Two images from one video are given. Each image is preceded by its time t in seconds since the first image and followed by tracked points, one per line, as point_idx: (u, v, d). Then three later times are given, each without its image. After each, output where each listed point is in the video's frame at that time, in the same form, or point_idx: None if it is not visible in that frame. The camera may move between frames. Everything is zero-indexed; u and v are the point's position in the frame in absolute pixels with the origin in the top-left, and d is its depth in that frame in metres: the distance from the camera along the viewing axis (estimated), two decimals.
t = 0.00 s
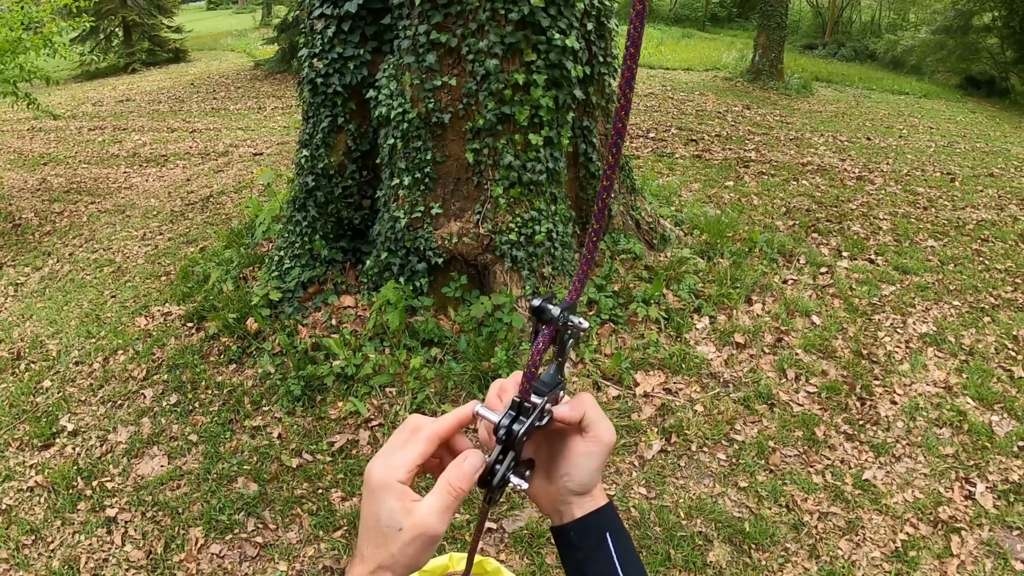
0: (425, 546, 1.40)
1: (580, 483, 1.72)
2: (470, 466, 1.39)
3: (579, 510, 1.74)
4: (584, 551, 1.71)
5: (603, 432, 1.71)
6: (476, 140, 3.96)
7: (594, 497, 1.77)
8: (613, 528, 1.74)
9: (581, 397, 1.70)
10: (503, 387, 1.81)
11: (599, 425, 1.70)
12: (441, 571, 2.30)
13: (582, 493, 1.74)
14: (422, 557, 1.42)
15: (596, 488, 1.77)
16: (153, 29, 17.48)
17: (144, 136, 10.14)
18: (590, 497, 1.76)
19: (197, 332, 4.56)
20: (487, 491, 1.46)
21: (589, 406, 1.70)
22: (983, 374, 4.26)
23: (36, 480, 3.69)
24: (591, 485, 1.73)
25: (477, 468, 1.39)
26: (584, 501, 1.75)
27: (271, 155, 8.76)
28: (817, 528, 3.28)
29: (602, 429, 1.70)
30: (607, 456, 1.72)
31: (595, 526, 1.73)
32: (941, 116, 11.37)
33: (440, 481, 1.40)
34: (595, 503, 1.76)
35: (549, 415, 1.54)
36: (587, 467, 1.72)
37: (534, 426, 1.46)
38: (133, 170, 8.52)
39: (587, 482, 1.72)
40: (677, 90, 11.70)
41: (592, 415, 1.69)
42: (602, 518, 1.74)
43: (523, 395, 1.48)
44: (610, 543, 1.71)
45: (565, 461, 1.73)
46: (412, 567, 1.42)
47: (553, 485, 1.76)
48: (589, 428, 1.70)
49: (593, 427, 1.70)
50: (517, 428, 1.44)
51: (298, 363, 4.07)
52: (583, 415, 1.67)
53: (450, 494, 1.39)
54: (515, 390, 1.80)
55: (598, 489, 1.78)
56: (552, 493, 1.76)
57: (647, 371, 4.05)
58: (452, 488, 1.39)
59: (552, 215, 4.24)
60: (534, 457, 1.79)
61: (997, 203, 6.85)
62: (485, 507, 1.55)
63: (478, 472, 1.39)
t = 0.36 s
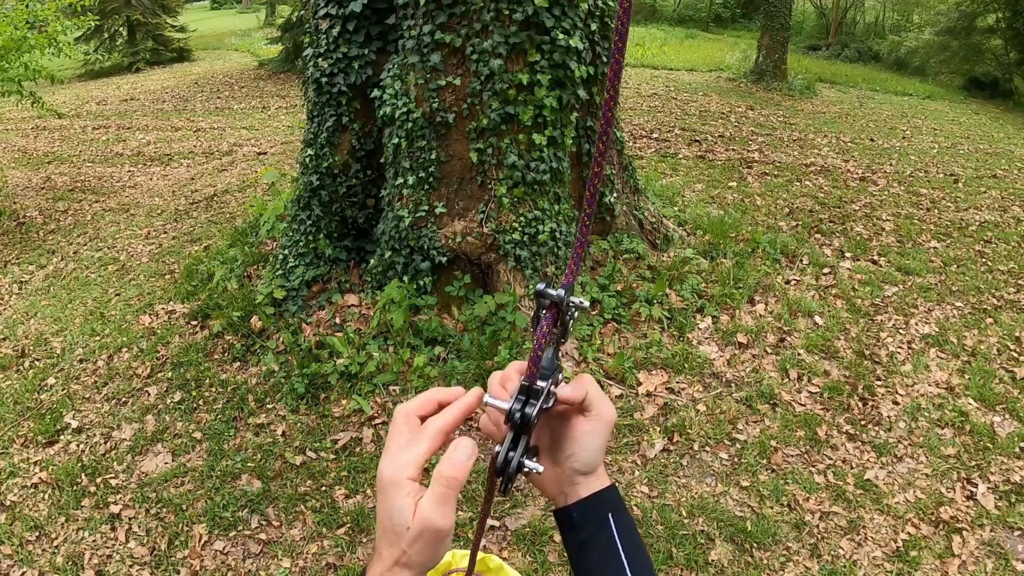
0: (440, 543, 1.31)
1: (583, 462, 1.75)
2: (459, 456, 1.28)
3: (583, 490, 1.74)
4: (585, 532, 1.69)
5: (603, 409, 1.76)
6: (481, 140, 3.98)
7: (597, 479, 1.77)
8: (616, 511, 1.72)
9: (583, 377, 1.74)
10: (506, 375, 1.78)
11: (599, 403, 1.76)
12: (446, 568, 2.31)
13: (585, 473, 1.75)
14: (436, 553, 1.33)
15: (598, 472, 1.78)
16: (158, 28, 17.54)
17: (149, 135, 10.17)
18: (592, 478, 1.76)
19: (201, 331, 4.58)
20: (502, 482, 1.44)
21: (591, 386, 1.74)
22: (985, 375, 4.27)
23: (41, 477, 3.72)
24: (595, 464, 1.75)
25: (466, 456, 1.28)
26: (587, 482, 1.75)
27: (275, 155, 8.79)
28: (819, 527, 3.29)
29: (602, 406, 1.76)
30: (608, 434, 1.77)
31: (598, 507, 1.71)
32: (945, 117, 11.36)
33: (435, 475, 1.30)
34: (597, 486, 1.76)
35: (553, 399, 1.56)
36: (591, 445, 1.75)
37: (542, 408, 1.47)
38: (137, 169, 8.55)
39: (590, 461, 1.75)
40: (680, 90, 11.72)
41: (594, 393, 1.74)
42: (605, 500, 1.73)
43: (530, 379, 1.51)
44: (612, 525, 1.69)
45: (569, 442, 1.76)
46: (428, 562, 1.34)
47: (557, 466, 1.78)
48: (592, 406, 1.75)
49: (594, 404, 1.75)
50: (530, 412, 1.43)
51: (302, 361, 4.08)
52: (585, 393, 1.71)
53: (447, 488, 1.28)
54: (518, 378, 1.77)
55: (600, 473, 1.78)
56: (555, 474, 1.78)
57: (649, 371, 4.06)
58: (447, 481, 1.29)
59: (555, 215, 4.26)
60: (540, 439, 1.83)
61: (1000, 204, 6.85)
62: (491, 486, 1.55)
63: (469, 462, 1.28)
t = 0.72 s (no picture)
0: (433, 547, 1.26)
1: (574, 442, 1.73)
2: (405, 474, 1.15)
3: (577, 470, 1.74)
4: (579, 511, 1.68)
5: (591, 388, 1.73)
6: (485, 138, 3.98)
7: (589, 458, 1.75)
8: (609, 491, 1.71)
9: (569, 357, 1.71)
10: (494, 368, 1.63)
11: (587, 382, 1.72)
12: (449, 566, 2.36)
13: (577, 453, 1.74)
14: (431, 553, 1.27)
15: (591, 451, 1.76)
16: (162, 27, 17.57)
17: (153, 133, 10.19)
18: (585, 457, 1.75)
19: (205, 328, 4.59)
20: (510, 470, 1.46)
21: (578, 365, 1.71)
22: (989, 376, 4.26)
23: (44, 473, 3.73)
24: (587, 444, 1.74)
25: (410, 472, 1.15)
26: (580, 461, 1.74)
27: (280, 153, 8.80)
28: (822, 528, 3.28)
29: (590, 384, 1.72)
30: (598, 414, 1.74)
31: (590, 487, 1.70)
32: (949, 118, 11.34)
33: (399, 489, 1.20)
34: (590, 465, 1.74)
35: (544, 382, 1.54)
36: (584, 425, 1.74)
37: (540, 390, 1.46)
38: (141, 167, 8.57)
39: (581, 441, 1.73)
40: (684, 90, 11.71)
41: (582, 373, 1.70)
42: (598, 480, 1.72)
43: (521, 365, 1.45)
44: (604, 504, 1.68)
45: (560, 422, 1.75)
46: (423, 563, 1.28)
47: (552, 446, 1.77)
48: (582, 385, 1.71)
49: (582, 383, 1.71)
50: (529, 398, 1.41)
51: (306, 359, 4.09)
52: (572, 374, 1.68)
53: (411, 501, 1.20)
54: (506, 368, 1.64)
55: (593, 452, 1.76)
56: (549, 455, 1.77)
57: (653, 370, 4.07)
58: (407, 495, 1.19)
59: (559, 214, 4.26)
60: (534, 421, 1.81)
61: (1005, 205, 6.83)
62: (490, 463, 1.60)
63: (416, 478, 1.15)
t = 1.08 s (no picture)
0: (442, 536, 1.30)
1: (558, 439, 1.75)
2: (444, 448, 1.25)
3: (563, 467, 1.75)
4: (565, 508, 1.70)
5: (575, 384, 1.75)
6: (488, 137, 3.99)
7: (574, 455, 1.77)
8: (594, 486, 1.73)
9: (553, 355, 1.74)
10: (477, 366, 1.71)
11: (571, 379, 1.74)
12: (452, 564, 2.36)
13: (562, 450, 1.76)
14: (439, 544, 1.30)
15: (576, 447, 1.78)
16: (166, 26, 17.60)
17: (157, 131, 10.21)
18: (570, 454, 1.77)
19: (208, 326, 4.60)
20: (495, 467, 1.46)
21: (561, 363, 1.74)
22: (991, 376, 4.26)
23: (47, 470, 3.74)
24: (572, 441, 1.75)
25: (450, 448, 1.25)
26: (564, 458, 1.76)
27: (283, 152, 8.82)
28: (823, 527, 3.29)
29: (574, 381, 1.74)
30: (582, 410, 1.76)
31: (576, 484, 1.72)
32: (953, 118, 11.33)
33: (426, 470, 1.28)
34: (575, 462, 1.77)
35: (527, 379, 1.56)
36: (567, 421, 1.76)
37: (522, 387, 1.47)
38: (145, 165, 8.59)
39: (565, 438, 1.75)
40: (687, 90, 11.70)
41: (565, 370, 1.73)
42: (583, 476, 1.74)
43: (505, 362, 1.48)
44: (590, 500, 1.70)
45: (544, 419, 1.77)
46: (430, 554, 1.31)
47: (536, 443, 1.80)
48: (566, 382, 1.73)
49: (566, 379, 1.73)
50: (512, 394, 1.43)
51: (309, 357, 4.11)
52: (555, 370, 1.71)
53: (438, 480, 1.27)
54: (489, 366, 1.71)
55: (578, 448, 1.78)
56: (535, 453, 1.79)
57: (655, 369, 4.07)
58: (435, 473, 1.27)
59: (562, 213, 4.27)
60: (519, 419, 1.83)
61: (1009, 206, 6.82)
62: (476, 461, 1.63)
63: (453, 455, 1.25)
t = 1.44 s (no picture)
0: (475, 521, 1.34)
1: (547, 443, 1.75)
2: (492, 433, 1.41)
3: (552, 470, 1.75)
4: (554, 511, 1.70)
5: (564, 388, 1.77)
6: (490, 137, 3.99)
7: (563, 459, 1.78)
8: (583, 489, 1.73)
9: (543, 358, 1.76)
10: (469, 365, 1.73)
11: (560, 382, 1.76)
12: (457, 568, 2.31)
13: (551, 454, 1.76)
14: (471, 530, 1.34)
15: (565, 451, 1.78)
16: (168, 26, 17.62)
17: (159, 131, 10.22)
18: (559, 457, 1.77)
19: (210, 326, 4.61)
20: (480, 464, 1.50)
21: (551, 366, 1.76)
22: (994, 377, 4.26)
23: (49, 470, 3.75)
24: (561, 444, 1.76)
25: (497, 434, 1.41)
26: (554, 462, 1.77)
27: (285, 152, 8.82)
28: (825, 528, 3.29)
29: (563, 384, 1.76)
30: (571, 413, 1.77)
31: (566, 487, 1.72)
32: (955, 119, 11.32)
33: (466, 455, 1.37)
34: (564, 465, 1.77)
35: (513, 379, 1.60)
36: (556, 425, 1.77)
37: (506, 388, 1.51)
38: (147, 165, 8.60)
39: (554, 442, 1.75)
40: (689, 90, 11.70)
41: (555, 373, 1.75)
42: (573, 479, 1.74)
43: (492, 363, 1.53)
44: (579, 504, 1.70)
45: (534, 423, 1.77)
46: (464, 544, 1.33)
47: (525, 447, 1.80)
48: (555, 386, 1.76)
49: (555, 382, 1.75)
50: (497, 394, 1.48)
51: (311, 357, 4.11)
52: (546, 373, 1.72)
53: (477, 464, 1.36)
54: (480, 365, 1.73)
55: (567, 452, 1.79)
56: (523, 458, 1.78)
57: (657, 370, 4.08)
58: (477, 455, 1.37)
59: (564, 213, 4.27)
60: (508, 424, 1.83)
61: (1011, 207, 6.82)
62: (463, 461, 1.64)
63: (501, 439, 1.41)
